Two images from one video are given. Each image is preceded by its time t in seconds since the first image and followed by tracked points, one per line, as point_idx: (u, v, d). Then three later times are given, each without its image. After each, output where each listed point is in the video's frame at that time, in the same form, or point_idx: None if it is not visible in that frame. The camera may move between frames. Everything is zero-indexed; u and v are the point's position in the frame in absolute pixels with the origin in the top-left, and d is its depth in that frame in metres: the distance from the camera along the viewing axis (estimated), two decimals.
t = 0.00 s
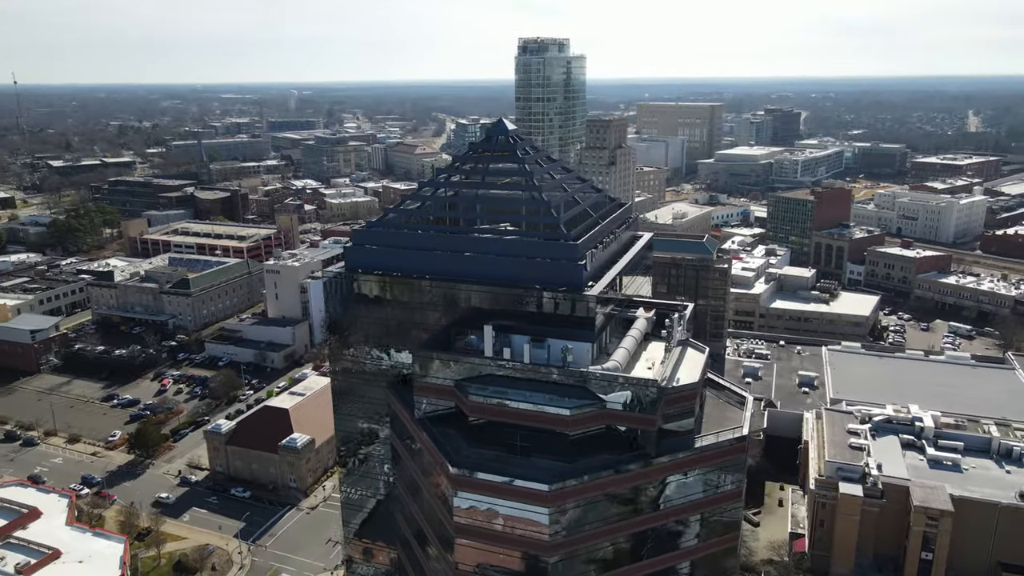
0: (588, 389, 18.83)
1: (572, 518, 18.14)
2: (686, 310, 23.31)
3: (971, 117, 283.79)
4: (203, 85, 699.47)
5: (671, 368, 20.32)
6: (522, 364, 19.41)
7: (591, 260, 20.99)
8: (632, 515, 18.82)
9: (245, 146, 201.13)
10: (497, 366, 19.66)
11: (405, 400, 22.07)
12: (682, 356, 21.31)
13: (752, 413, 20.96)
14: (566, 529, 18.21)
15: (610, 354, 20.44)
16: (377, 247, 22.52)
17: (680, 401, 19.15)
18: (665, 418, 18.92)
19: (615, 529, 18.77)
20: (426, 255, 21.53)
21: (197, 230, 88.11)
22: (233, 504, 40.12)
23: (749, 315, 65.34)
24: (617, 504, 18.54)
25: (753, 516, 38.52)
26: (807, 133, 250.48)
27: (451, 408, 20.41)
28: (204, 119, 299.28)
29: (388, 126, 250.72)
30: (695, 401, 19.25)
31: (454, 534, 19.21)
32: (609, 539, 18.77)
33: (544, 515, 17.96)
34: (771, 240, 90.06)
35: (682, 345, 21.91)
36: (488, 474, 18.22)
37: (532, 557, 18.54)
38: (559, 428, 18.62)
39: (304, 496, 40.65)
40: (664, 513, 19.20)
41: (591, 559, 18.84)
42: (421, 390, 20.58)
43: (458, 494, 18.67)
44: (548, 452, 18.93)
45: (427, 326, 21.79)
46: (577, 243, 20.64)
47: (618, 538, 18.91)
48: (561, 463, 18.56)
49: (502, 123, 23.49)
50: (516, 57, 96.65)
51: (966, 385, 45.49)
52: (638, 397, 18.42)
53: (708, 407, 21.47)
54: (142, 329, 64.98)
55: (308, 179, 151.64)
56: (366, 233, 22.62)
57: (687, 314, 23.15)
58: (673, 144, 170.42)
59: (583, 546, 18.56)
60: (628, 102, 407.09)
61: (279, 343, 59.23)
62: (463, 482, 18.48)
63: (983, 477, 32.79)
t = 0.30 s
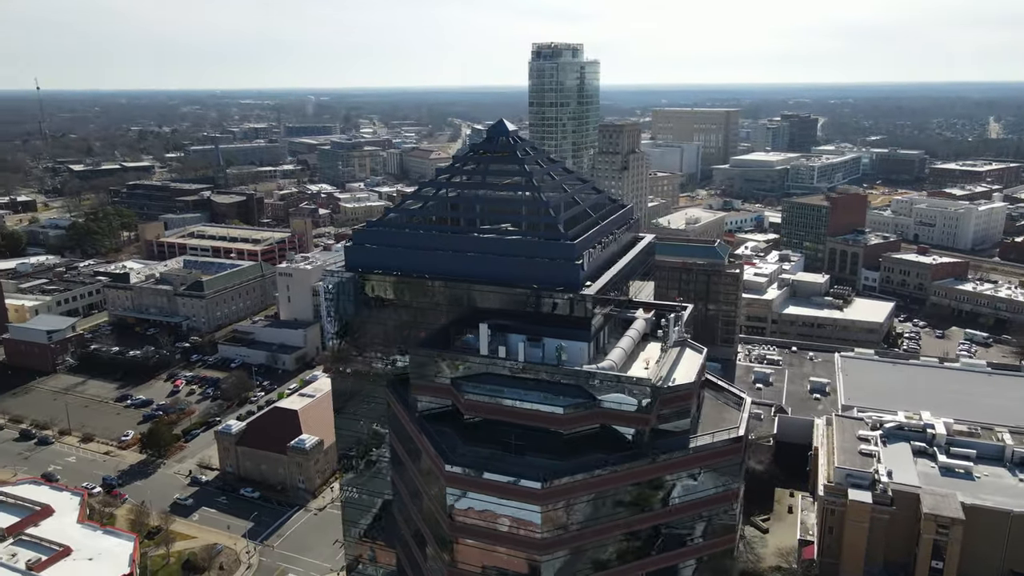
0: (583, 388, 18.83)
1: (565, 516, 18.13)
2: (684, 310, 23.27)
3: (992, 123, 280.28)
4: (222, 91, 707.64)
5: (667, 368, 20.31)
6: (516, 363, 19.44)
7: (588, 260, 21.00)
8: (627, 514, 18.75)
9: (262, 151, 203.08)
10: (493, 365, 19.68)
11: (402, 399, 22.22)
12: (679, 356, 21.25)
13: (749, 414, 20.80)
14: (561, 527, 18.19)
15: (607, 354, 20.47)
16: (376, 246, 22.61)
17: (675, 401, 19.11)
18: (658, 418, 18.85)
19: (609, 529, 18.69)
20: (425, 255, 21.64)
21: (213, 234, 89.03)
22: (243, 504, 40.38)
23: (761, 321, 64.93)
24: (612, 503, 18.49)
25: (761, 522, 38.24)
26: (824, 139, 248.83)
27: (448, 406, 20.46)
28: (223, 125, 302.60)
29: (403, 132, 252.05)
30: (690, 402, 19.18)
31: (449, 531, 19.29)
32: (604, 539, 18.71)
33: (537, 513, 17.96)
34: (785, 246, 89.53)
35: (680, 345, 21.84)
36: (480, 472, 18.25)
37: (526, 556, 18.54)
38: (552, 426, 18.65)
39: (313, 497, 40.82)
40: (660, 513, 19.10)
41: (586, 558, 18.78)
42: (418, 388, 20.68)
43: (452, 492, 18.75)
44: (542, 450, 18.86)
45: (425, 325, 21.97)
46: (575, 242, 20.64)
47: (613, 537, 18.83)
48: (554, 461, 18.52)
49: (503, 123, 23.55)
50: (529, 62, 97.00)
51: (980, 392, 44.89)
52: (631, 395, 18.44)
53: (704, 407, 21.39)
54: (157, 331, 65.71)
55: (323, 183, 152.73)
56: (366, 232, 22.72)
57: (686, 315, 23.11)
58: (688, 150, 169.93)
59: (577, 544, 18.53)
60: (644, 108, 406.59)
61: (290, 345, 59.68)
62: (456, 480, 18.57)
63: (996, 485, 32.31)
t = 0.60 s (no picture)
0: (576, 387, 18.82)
1: (558, 515, 18.06)
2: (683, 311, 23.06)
3: (1014, 129, 276.74)
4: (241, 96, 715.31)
5: (663, 369, 20.22)
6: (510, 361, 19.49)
7: (586, 259, 21.10)
8: (622, 513, 18.63)
9: (278, 156, 204.84)
10: (486, 363, 19.74)
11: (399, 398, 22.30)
12: (676, 356, 21.17)
13: (747, 414, 20.63)
14: (554, 526, 18.13)
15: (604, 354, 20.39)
16: (375, 246, 22.85)
17: (669, 401, 19.06)
18: (651, 417, 18.74)
19: (603, 529, 18.58)
20: (423, 254, 21.86)
21: (228, 237, 89.87)
22: (251, 504, 40.65)
23: (773, 327, 64.53)
24: (606, 503, 18.38)
25: (770, 529, 37.95)
26: (841, 145, 247.03)
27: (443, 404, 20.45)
28: (241, 130, 305.47)
29: (419, 137, 253.20)
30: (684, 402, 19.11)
31: (443, 530, 19.27)
32: (598, 539, 18.61)
33: (530, 512, 17.92)
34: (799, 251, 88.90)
35: (678, 346, 21.74)
36: (478, 471, 18.19)
37: (520, 554, 18.47)
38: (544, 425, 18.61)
39: (320, 499, 41.00)
40: (656, 513, 18.94)
41: (580, 558, 18.68)
42: (413, 385, 20.77)
43: (447, 490, 18.73)
44: (535, 449, 18.79)
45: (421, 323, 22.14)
46: (572, 242, 20.77)
47: (608, 537, 18.72)
48: (547, 460, 18.45)
49: (502, 124, 23.73)
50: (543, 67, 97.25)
51: (995, 400, 44.28)
52: (622, 394, 18.33)
53: (700, 407, 21.25)
54: (171, 332, 66.37)
55: (338, 188, 153.74)
56: (366, 231, 22.98)
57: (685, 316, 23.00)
58: (704, 156, 169.31)
59: (571, 543, 18.45)
60: (660, 114, 405.72)
61: (302, 348, 60.06)
62: (451, 477, 18.52)
63: (1009, 493, 31.83)
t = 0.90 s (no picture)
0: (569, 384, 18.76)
1: (551, 513, 17.94)
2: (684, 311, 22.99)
3: None
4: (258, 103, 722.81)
5: (659, 368, 20.30)
6: (504, 359, 19.51)
7: (585, 259, 21.03)
8: (616, 512, 18.51)
9: (294, 161, 206.36)
10: (482, 361, 19.77)
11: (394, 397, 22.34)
12: (673, 356, 21.14)
13: (744, 416, 20.51)
14: (553, 523, 18.04)
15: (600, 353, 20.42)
16: (374, 245, 23.05)
17: (663, 401, 19.03)
18: (645, 416, 18.63)
19: (597, 528, 18.45)
20: (422, 253, 21.96)
21: (242, 240, 90.63)
22: (260, 505, 40.91)
23: (786, 332, 64.08)
24: (599, 501, 18.27)
25: (778, 535, 37.65)
26: (859, 151, 245.13)
27: (440, 403, 20.40)
28: (257, 135, 307.99)
29: (434, 143, 254.16)
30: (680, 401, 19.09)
31: (439, 529, 19.09)
32: (591, 538, 18.47)
33: (525, 510, 17.78)
34: (813, 257, 88.30)
35: (675, 346, 21.72)
36: (479, 470, 17.97)
37: (512, 553, 18.32)
38: (537, 423, 18.49)
39: (328, 500, 41.17)
40: (650, 511, 18.82)
41: (574, 557, 18.54)
42: (410, 384, 20.80)
43: (449, 490, 18.50)
44: (529, 447, 18.71)
45: (419, 321, 22.23)
46: (569, 241, 20.73)
47: (601, 536, 18.56)
48: (541, 458, 18.37)
49: (502, 125, 23.82)
50: (556, 72, 97.45)
51: (1010, 408, 43.68)
52: (611, 391, 18.22)
53: (698, 407, 21.15)
54: (184, 334, 66.99)
55: (353, 192, 154.53)
56: (366, 231, 23.16)
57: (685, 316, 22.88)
58: (718, 161, 168.65)
59: (564, 542, 18.32)
60: (675, 120, 404.54)
61: (313, 350, 60.43)
62: (452, 477, 18.31)
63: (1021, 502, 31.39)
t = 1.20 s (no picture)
0: (562, 383, 18.72)
1: (548, 510, 17.90)
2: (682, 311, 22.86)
3: None
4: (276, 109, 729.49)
5: (654, 369, 20.19)
6: (500, 358, 19.49)
7: (582, 259, 21.03)
8: (614, 510, 18.40)
9: (310, 166, 207.96)
10: (478, 360, 19.79)
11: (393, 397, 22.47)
12: (671, 355, 21.01)
13: (740, 417, 20.40)
14: (555, 521, 18.00)
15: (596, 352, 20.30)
16: (374, 244, 23.16)
17: (659, 400, 18.98)
18: (639, 415, 18.64)
19: (594, 526, 18.33)
20: (420, 253, 22.07)
21: (256, 244, 91.35)
22: (269, 506, 41.11)
23: (798, 338, 63.60)
24: (598, 500, 18.20)
25: (787, 541, 37.29)
26: (876, 157, 243.14)
27: (436, 402, 20.46)
28: (274, 140, 310.95)
29: (449, 148, 255.17)
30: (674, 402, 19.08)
31: (441, 530, 18.94)
32: (589, 536, 18.36)
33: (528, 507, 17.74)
34: (827, 263, 87.62)
35: (673, 346, 21.57)
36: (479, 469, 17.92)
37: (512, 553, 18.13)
38: (532, 422, 18.46)
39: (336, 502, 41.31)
40: (651, 509, 18.71)
41: (575, 556, 18.41)
42: (407, 383, 20.84)
43: (451, 489, 18.42)
44: (523, 446, 18.70)
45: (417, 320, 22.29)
46: (565, 241, 20.76)
47: (600, 535, 18.45)
48: (534, 457, 18.38)
49: (502, 125, 23.81)
50: (569, 78, 97.65)
51: None
52: (605, 390, 18.17)
53: (693, 408, 21.06)
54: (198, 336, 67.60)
55: (367, 197, 155.38)
56: (366, 231, 23.31)
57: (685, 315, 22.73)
58: (733, 167, 167.93)
59: (562, 540, 18.21)
60: (691, 125, 403.30)
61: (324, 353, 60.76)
62: (453, 477, 18.24)
63: None
